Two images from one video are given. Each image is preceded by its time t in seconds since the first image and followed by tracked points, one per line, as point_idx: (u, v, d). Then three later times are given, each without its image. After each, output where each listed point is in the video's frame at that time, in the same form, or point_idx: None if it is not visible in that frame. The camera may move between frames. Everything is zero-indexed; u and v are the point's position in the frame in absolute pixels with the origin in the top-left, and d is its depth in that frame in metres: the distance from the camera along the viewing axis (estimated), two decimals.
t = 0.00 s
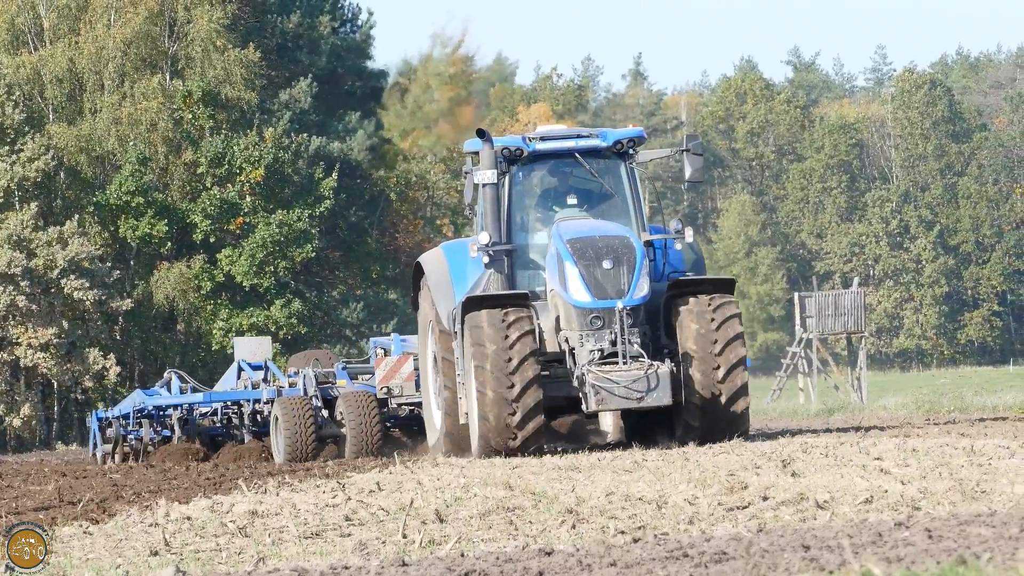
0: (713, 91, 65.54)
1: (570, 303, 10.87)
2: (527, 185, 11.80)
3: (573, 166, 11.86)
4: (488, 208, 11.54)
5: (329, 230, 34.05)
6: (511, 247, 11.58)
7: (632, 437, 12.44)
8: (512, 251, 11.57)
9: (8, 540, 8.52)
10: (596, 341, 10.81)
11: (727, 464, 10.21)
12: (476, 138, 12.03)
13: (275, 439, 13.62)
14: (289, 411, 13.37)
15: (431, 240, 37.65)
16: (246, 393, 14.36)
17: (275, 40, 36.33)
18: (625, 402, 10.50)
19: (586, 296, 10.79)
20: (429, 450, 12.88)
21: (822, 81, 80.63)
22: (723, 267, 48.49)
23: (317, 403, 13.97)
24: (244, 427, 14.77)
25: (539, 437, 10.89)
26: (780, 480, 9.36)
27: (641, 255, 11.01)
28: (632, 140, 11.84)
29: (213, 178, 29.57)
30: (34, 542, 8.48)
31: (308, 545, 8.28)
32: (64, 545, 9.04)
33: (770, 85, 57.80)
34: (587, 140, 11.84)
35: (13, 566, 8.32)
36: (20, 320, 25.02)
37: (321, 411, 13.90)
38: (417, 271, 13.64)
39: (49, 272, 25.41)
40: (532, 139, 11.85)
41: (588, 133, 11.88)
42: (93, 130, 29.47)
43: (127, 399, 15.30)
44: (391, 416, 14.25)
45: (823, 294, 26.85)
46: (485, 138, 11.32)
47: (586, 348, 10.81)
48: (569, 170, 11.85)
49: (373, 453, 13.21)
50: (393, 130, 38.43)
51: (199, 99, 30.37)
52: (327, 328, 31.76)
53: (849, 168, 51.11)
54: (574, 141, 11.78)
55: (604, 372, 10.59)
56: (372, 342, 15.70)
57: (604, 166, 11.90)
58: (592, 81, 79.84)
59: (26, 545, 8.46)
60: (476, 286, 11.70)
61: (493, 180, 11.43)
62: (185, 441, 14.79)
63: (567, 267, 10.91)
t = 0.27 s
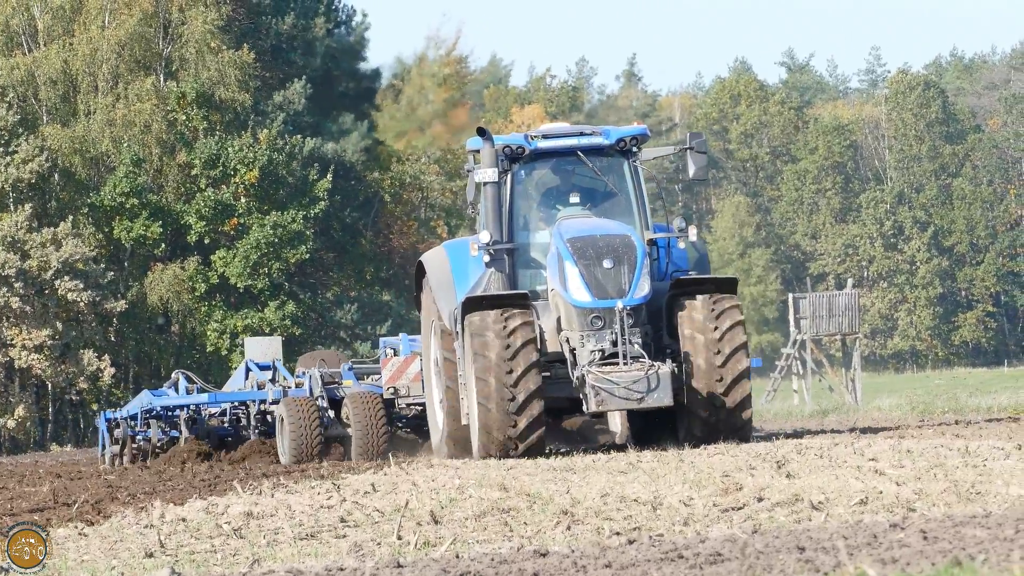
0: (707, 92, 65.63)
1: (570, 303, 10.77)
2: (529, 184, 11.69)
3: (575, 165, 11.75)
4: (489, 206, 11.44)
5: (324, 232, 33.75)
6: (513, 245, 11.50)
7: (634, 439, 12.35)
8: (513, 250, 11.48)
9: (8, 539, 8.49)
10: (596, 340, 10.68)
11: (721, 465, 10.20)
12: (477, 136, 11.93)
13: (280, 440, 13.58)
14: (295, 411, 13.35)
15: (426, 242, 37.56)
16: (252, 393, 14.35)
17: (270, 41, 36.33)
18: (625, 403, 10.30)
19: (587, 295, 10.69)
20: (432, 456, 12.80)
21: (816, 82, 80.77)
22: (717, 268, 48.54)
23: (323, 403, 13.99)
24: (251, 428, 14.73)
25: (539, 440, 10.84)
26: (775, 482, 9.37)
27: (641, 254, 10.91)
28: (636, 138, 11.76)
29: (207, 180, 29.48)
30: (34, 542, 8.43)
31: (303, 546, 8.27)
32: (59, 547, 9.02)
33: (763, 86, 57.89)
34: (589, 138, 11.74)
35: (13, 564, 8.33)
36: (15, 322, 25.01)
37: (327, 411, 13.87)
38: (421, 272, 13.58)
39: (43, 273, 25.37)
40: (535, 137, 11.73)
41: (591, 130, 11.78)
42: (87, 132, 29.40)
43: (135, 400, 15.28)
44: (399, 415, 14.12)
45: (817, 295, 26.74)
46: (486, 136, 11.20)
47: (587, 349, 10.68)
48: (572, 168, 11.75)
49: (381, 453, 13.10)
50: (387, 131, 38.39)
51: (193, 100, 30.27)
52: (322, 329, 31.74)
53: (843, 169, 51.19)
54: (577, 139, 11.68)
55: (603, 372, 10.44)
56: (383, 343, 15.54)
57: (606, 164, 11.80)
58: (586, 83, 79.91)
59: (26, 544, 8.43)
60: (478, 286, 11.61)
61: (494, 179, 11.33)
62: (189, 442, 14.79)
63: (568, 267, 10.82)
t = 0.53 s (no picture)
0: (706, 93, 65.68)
1: (576, 303, 10.63)
2: (536, 183, 11.68)
3: (583, 164, 11.74)
4: (497, 206, 11.42)
5: (324, 232, 33.87)
6: (520, 245, 11.46)
7: (644, 438, 12.25)
8: (521, 249, 11.45)
9: (8, 541, 8.55)
10: (602, 341, 10.57)
11: (721, 466, 10.19)
12: (484, 135, 11.91)
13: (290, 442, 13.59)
14: (304, 412, 13.35)
15: (425, 243, 37.51)
16: (263, 394, 14.29)
17: (269, 42, 36.31)
18: (630, 405, 10.24)
19: (593, 296, 10.54)
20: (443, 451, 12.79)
21: (815, 83, 80.83)
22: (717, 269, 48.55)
23: (333, 406, 13.96)
24: (262, 429, 14.65)
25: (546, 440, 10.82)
26: (774, 483, 9.36)
27: (649, 254, 10.76)
28: (644, 137, 11.77)
29: (206, 181, 29.50)
30: (34, 541, 8.56)
31: (302, 547, 8.26)
32: (58, 548, 9.02)
33: (762, 87, 57.94)
34: (597, 137, 11.73)
35: (13, 565, 8.40)
36: (15, 323, 25.00)
37: (337, 414, 13.87)
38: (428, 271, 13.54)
39: (43, 275, 25.37)
40: (543, 135, 11.72)
41: (599, 130, 11.79)
42: (87, 133, 29.43)
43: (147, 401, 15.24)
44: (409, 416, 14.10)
45: (816, 296, 26.83)
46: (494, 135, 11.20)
47: (593, 349, 10.57)
48: (579, 168, 11.74)
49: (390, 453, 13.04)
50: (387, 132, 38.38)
51: (192, 102, 30.21)
52: (321, 330, 31.74)
53: (842, 170, 51.22)
54: (585, 139, 11.68)
55: (609, 374, 10.34)
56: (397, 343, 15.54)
57: (614, 164, 11.80)
58: (585, 83, 79.97)
59: (26, 546, 8.50)
60: (485, 286, 11.56)
61: (501, 178, 11.30)
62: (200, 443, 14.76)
63: (574, 267, 10.69)
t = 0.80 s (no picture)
0: (705, 93, 65.76)
1: (580, 301, 10.56)
2: (542, 182, 11.63)
3: (589, 162, 11.67)
4: (501, 204, 11.42)
5: (322, 233, 33.90)
6: (525, 244, 11.42)
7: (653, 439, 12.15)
8: (526, 249, 11.42)
9: (8, 540, 8.59)
10: (607, 339, 10.49)
11: (719, 466, 10.19)
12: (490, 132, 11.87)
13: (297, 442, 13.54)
14: (310, 413, 13.31)
15: (423, 244, 37.53)
16: (270, 394, 14.19)
17: (268, 43, 36.31)
18: (634, 403, 10.12)
19: (597, 294, 10.46)
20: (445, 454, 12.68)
21: (814, 83, 80.95)
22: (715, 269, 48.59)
23: (341, 404, 13.93)
24: (271, 428, 14.60)
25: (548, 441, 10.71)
26: (774, 483, 9.35)
27: (653, 252, 10.67)
28: (651, 135, 11.66)
29: (205, 182, 29.50)
30: (34, 542, 8.58)
31: (301, 548, 8.25)
32: (57, 548, 9.02)
33: (761, 88, 58.01)
34: (604, 135, 11.64)
35: (13, 565, 8.44)
36: (13, 324, 24.98)
37: (344, 412, 13.83)
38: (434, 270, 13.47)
39: (41, 275, 25.37)
40: (549, 132, 11.64)
41: (606, 127, 11.69)
42: (85, 134, 29.52)
43: (156, 400, 15.25)
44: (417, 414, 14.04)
45: (815, 297, 26.88)
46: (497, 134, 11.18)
47: (597, 347, 10.49)
48: (585, 166, 11.66)
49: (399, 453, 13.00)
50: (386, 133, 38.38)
51: (191, 102, 30.16)
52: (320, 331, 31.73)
53: (841, 170, 51.26)
54: (592, 136, 11.59)
55: (613, 371, 10.24)
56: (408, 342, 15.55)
57: (621, 161, 11.72)
58: (584, 84, 80.08)
59: (26, 546, 8.53)
60: (489, 284, 11.51)
61: (506, 176, 11.44)
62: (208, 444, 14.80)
63: (578, 265, 10.62)
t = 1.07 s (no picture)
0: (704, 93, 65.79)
1: (584, 301, 10.48)
2: (547, 179, 11.56)
3: (595, 159, 11.60)
4: (505, 203, 11.33)
5: (322, 233, 33.88)
6: (530, 242, 11.34)
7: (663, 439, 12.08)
8: (530, 247, 11.33)
9: (8, 540, 8.63)
10: (611, 339, 10.43)
11: (719, 467, 10.20)
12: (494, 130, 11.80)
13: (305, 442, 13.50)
14: (319, 412, 13.27)
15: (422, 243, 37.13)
16: (279, 394, 14.19)
17: (267, 43, 36.29)
18: (638, 404, 10.01)
19: (601, 293, 10.39)
20: (453, 454, 12.64)
21: (813, 83, 81.00)
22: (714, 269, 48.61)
23: (350, 404, 13.94)
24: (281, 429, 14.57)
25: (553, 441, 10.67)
26: (773, 483, 9.35)
27: (659, 250, 10.57)
28: (657, 132, 11.56)
29: (204, 182, 29.49)
30: (35, 542, 8.65)
31: (300, 548, 8.25)
32: (56, 549, 9.01)
33: (761, 88, 58.04)
34: (609, 132, 11.57)
35: (13, 566, 8.49)
36: (12, 324, 24.97)
37: (353, 412, 13.86)
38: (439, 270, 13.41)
39: (40, 275, 25.37)
40: (553, 130, 11.57)
41: (611, 125, 11.61)
42: (85, 134, 29.54)
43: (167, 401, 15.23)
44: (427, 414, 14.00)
45: (813, 297, 26.92)
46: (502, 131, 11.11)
47: (602, 347, 10.42)
48: (591, 163, 11.59)
49: (407, 454, 12.97)
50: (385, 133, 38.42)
51: (190, 103, 30.08)
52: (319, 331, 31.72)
53: (840, 170, 51.28)
54: (597, 134, 11.52)
55: (618, 371, 10.14)
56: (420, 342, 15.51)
57: (627, 159, 11.66)
58: (583, 84, 80.11)
59: (27, 546, 8.58)
60: (494, 283, 11.42)
61: (510, 174, 11.40)
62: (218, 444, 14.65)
63: (582, 263, 10.54)
